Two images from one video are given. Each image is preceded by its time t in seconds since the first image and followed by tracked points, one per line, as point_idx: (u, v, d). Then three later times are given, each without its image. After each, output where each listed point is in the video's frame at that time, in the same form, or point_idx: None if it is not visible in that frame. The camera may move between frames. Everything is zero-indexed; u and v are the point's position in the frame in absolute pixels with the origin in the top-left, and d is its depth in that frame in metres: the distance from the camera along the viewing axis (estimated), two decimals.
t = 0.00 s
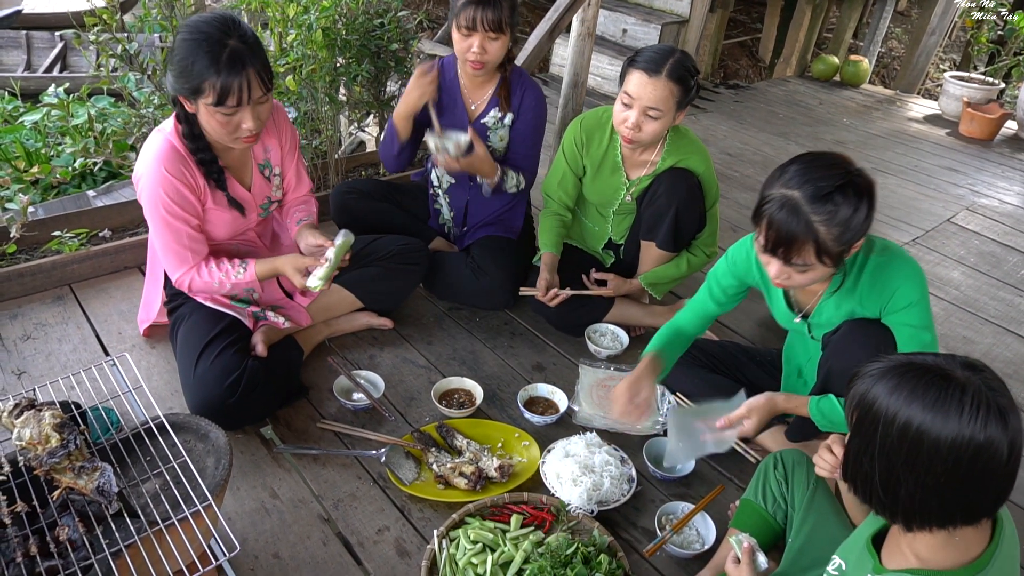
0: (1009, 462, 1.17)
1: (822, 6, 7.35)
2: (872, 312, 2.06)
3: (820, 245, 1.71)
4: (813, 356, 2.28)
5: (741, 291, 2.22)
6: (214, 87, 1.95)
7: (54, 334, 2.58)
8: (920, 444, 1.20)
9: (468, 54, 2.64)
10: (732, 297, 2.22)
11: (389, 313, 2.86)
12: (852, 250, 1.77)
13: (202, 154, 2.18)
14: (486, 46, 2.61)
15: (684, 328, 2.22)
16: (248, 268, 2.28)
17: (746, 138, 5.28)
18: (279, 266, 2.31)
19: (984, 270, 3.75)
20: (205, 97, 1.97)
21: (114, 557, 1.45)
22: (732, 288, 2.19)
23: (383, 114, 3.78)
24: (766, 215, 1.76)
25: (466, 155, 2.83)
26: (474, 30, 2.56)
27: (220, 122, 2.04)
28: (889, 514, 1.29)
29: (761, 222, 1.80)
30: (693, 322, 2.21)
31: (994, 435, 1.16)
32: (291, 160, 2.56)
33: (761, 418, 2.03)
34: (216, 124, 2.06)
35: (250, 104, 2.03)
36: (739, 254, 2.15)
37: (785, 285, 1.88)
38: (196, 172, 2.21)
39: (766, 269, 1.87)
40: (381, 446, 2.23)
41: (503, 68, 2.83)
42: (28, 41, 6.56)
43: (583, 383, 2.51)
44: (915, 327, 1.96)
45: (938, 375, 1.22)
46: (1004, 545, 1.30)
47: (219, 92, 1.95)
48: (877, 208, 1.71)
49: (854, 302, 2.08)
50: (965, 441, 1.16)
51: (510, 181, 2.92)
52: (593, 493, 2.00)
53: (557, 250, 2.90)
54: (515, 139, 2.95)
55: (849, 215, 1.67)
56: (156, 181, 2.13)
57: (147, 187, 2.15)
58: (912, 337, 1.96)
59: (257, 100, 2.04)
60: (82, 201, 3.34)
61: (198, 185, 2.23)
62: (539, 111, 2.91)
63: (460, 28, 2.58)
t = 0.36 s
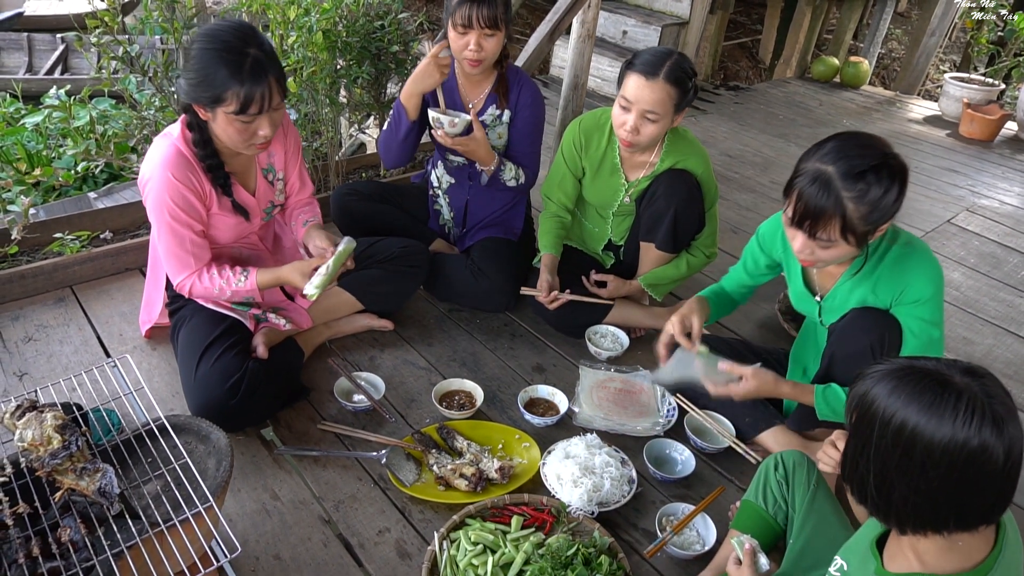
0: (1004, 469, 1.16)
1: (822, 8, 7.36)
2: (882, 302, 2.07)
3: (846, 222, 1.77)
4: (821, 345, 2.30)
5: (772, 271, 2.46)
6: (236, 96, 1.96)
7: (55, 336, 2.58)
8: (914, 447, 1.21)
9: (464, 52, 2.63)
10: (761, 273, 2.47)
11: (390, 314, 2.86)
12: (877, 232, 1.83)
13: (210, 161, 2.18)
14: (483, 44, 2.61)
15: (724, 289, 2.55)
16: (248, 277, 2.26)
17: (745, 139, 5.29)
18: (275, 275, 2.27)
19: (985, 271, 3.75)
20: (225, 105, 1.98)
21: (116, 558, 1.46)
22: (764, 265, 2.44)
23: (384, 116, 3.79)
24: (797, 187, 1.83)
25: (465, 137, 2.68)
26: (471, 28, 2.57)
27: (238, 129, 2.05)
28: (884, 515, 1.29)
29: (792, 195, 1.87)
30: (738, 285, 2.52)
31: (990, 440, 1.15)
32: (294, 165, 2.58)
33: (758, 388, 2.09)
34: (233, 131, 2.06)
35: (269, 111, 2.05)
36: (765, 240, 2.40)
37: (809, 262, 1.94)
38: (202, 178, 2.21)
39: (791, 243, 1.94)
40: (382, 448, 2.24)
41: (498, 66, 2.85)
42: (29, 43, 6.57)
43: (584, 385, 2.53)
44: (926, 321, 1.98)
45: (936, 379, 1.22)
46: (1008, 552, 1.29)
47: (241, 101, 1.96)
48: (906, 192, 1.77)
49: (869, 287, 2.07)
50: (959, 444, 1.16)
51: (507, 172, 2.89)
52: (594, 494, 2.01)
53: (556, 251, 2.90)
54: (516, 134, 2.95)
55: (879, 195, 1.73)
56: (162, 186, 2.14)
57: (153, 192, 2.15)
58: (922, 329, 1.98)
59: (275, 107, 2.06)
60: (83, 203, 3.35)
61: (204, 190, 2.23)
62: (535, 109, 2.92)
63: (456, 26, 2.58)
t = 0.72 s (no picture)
0: (1003, 471, 1.17)
1: (820, 13, 7.39)
2: (886, 299, 2.08)
3: (855, 213, 1.78)
4: (824, 343, 2.31)
5: (785, 272, 2.46)
6: (252, 103, 1.97)
7: (55, 341, 2.59)
8: (913, 448, 1.21)
9: (462, 55, 2.65)
10: (774, 275, 2.48)
11: (390, 319, 2.87)
12: (885, 226, 1.84)
13: (218, 167, 2.19)
14: (481, 48, 2.62)
15: (742, 294, 2.57)
16: (248, 282, 2.26)
17: (744, 144, 5.30)
18: (275, 279, 2.27)
19: (984, 275, 3.76)
20: (242, 113, 1.99)
21: (117, 564, 1.46)
22: (777, 265, 2.45)
23: (383, 121, 3.80)
24: (809, 177, 1.84)
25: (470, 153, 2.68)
26: (469, 32, 2.57)
27: (251, 136, 2.06)
28: (881, 516, 1.29)
29: (803, 185, 1.88)
30: (754, 288, 2.55)
31: (988, 442, 1.15)
32: (297, 172, 2.60)
33: (754, 375, 2.14)
34: (246, 137, 2.07)
35: (283, 118, 2.06)
36: (777, 244, 2.42)
37: (815, 252, 1.94)
38: (208, 183, 2.22)
39: (799, 233, 1.94)
40: (382, 452, 2.24)
41: (498, 72, 2.85)
42: (29, 48, 6.58)
43: (584, 390, 2.53)
44: (929, 319, 1.98)
45: (936, 380, 1.23)
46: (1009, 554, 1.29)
47: (258, 108, 1.97)
48: (917, 187, 1.78)
49: (874, 285, 2.08)
50: (957, 445, 1.17)
51: (511, 181, 2.88)
52: (594, 499, 2.01)
53: (556, 256, 2.91)
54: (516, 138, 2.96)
55: (890, 188, 1.74)
56: (167, 190, 2.14)
57: (157, 196, 2.15)
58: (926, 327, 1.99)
59: (289, 114, 2.07)
60: (82, 209, 3.35)
61: (209, 195, 2.23)
62: (535, 115, 2.94)
63: (456, 30, 2.59)
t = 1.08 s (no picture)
0: (1003, 471, 1.17)
1: (821, 15, 7.41)
2: (890, 300, 2.08)
3: (860, 217, 1.79)
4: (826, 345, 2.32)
5: (789, 271, 2.47)
6: (257, 101, 1.98)
7: (59, 344, 2.59)
8: (914, 447, 1.21)
9: (467, 61, 2.66)
10: (778, 275, 2.49)
11: (392, 321, 2.87)
12: (890, 230, 1.85)
13: (221, 165, 2.20)
14: (486, 56, 2.64)
15: (748, 292, 2.58)
16: (251, 278, 2.27)
17: (745, 146, 5.30)
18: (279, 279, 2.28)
19: (985, 276, 3.76)
20: (246, 110, 1.99)
21: (123, 565, 1.46)
22: (782, 265, 2.45)
23: (386, 124, 3.81)
24: (814, 181, 1.85)
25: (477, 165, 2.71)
26: (475, 40, 2.59)
27: (256, 134, 2.07)
28: (883, 516, 1.30)
29: (808, 189, 1.89)
30: (759, 287, 2.56)
31: (988, 441, 1.16)
32: (300, 173, 2.62)
33: (759, 382, 2.13)
34: (250, 135, 2.08)
35: (287, 116, 2.07)
36: (782, 244, 2.42)
37: (820, 255, 1.95)
38: (212, 182, 2.23)
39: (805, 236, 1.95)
40: (386, 454, 2.24)
41: (503, 77, 2.87)
42: (31, 52, 6.59)
43: (587, 392, 2.54)
44: (933, 322, 2.00)
45: (937, 380, 1.23)
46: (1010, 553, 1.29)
47: (262, 106, 1.98)
48: (921, 190, 1.78)
49: (877, 286, 2.09)
50: (958, 445, 1.17)
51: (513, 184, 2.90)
52: (598, 500, 2.01)
53: (558, 262, 2.91)
54: (518, 142, 2.96)
55: (894, 192, 1.75)
56: (171, 188, 2.15)
57: (161, 195, 2.16)
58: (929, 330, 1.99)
59: (292, 112, 2.08)
60: (85, 211, 3.36)
61: (212, 193, 2.24)
62: (538, 119, 2.94)
63: (462, 36, 2.60)
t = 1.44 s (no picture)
0: (1002, 470, 1.17)
1: (821, 16, 7.42)
2: (895, 302, 2.08)
3: (866, 222, 1.80)
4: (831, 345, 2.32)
5: (793, 272, 2.48)
6: (257, 99, 1.98)
7: (62, 346, 2.60)
8: (912, 446, 1.22)
9: (468, 65, 2.68)
10: (783, 275, 2.49)
11: (395, 323, 2.88)
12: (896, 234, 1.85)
13: (225, 166, 2.21)
14: (486, 59, 2.65)
15: (754, 292, 2.59)
16: (258, 278, 2.28)
17: (746, 147, 5.31)
18: (287, 278, 2.30)
19: (986, 277, 3.76)
20: (247, 109, 2.00)
21: (128, 566, 1.47)
22: (788, 266, 2.46)
23: (387, 126, 3.81)
24: (820, 186, 1.86)
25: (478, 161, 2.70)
26: (475, 44, 2.60)
27: (257, 133, 2.08)
28: (883, 515, 1.30)
29: (814, 194, 1.89)
30: (765, 288, 2.56)
31: (986, 440, 1.16)
32: (303, 173, 2.62)
33: (764, 382, 2.12)
34: (251, 134, 2.08)
35: (288, 115, 2.08)
36: (789, 245, 2.44)
37: (827, 258, 1.97)
38: (216, 182, 2.23)
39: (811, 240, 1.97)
40: (388, 456, 2.25)
41: (504, 79, 2.87)
42: (32, 55, 6.61)
43: (589, 393, 2.54)
44: (937, 326, 1.99)
45: (936, 379, 1.23)
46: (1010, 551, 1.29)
47: (262, 104, 1.99)
48: (928, 194, 1.78)
49: (882, 288, 2.09)
50: (956, 444, 1.17)
51: (512, 184, 2.90)
52: (600, 501, 2.01)
53: (561, 263, 2.92)
54: (519, 143, 2.97)
55: (900, 198, 1.75)
56: (176, 188, 2.15)
57: (166, 196, 2.16)
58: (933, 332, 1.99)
59: (293, 111, 2.09)
60: (86, 214, 3.36)
61: (217, 193, 2.25)
62: (540, 121, 2.95)
63: (462, 40, 2.61)
